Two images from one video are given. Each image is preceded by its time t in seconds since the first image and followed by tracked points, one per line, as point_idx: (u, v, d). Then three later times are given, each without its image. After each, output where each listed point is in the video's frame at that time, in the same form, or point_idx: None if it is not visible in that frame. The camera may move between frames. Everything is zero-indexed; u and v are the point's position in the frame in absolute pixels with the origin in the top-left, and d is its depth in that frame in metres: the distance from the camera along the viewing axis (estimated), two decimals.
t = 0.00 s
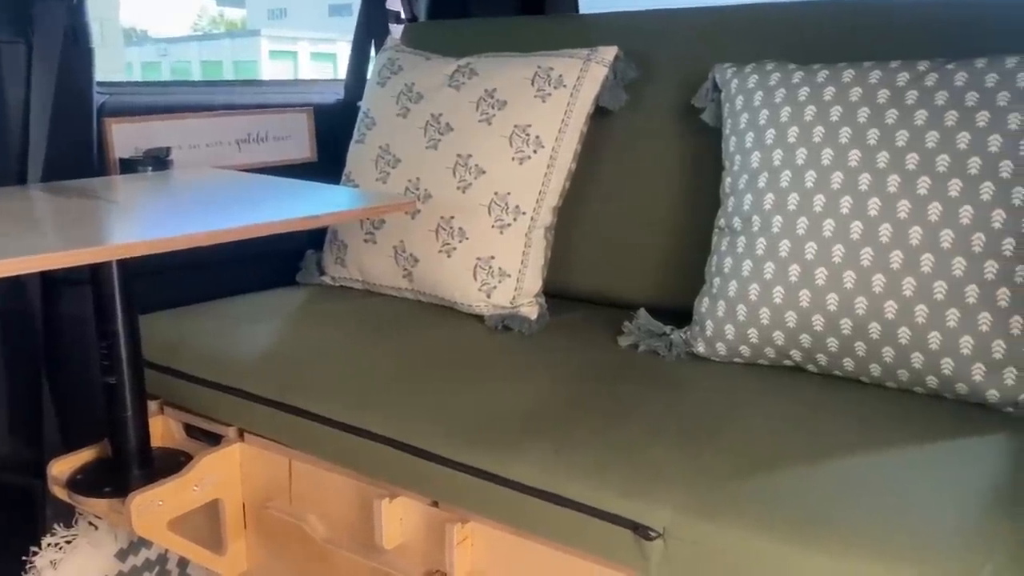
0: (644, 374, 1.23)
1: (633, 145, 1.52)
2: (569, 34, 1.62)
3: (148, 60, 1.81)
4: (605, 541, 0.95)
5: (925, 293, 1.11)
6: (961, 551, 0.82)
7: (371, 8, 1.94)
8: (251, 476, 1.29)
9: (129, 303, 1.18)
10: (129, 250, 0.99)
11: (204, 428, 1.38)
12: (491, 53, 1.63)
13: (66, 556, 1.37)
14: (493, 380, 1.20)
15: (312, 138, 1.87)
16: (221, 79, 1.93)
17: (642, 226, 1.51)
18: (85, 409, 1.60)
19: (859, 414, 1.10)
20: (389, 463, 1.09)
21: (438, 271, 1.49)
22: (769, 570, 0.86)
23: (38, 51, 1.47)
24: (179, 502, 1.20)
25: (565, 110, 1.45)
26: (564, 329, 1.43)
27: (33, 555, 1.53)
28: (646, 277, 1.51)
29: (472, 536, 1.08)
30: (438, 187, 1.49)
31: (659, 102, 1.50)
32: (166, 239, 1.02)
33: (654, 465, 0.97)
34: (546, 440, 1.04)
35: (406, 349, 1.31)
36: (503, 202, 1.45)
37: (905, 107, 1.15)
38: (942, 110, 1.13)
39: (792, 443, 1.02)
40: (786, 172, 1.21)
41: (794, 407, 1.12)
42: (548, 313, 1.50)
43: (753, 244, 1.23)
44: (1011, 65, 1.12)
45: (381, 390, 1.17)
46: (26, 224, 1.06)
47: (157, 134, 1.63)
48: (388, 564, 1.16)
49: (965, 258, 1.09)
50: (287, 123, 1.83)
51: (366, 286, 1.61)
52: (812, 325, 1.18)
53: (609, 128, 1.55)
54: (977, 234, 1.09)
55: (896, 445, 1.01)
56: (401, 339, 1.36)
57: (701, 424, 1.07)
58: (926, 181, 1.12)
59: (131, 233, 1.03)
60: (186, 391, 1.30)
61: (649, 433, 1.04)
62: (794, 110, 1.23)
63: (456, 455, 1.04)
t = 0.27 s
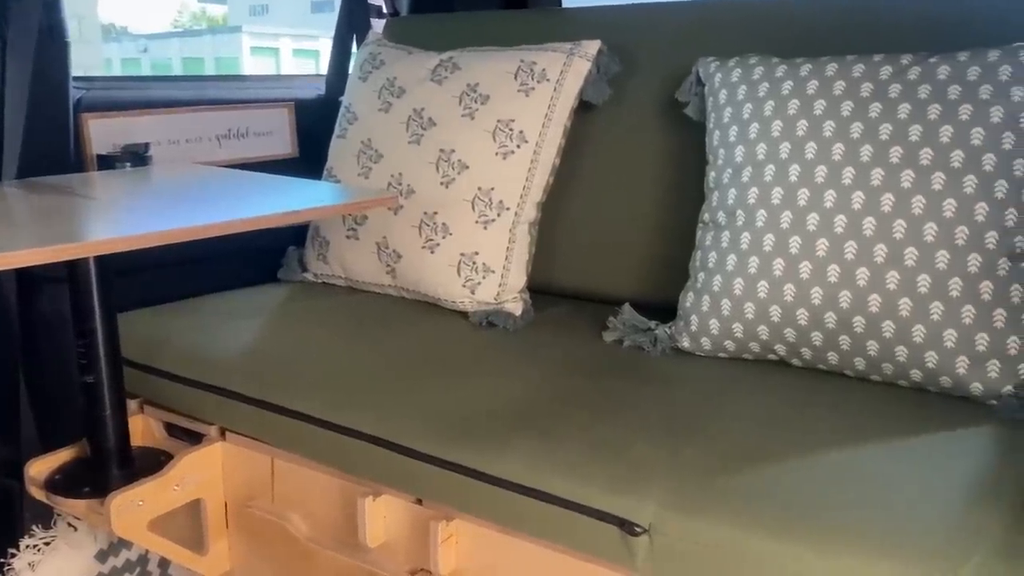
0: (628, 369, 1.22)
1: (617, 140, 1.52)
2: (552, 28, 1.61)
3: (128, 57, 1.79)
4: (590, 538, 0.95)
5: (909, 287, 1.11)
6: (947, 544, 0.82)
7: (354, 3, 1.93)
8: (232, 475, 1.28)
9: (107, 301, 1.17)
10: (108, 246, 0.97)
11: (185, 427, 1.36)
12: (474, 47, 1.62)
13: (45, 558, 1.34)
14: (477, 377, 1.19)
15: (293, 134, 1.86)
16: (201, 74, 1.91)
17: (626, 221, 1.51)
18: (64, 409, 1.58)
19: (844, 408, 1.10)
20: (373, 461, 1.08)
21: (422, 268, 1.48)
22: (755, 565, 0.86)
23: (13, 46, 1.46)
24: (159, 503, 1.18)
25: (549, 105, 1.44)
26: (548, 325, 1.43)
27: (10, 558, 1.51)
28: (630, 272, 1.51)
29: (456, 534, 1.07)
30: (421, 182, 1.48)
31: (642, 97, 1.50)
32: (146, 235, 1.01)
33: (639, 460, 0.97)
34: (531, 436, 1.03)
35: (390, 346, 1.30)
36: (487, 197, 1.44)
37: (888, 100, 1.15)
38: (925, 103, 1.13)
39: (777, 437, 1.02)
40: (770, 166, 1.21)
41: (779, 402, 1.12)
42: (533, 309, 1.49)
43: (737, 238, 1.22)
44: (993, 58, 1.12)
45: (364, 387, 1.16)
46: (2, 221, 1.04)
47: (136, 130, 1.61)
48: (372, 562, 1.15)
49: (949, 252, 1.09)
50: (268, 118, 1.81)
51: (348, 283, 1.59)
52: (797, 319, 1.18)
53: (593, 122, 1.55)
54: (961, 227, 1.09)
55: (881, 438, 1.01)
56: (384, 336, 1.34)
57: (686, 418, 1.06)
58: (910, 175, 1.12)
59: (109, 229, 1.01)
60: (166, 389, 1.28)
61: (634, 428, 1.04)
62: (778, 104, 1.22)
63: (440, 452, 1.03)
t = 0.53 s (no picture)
0: (616, 365, 1.22)
1: (602, 136, 1.52)
2: (536, 23, 1.60)
3: (110, 53, 1.77)
4: (578, 535, 0.95)
5: (895, 282, 1.11)
6: (934, 537, 0.82)
7: None
8: (217, 475, 1.27)
9: (89, 300, 1.15)
10: (90, 244, 0.96)
11: (169, 427, 1.35)
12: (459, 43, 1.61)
13: (29, 560, 1.32)
14: (464, 374, 1.19)
15: (277, 130, 1.85)
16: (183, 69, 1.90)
17: (612, 217, 1.51)
18: (45, 410, 1.56)
19: (830, 402, 1.10)
20: (359, 459, 1.08)
21: (407, 265, 1.47)
22: (744, 560, 0.86)
23: None
24: (143, 503, 1.17)
25: (534, 101, 1.44)
26: (534, 321, 1.42)
27: None
28: (616, 268, 1.51)
29: (444, 532, 1.07)
30: (406, 179, 1.47)
31: (628, 93, 1.49)
32: (128, 233, 1.00)
33: (628, 456, 0.97)
34: (518, 433, 1.02)
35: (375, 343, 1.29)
36: (472, 193, 1.44)
37: (873, 95, 1.15)
38: (910, 98, 1.13)
39: (765, 433, 1.02)
40: (755, 162, 1.21)
41: (766, 397, 1.12)
42: (519, 306, 1.49)
43: (723, 234, 1.22)
44: (977, 53, 1.12)
45: (350, 385, 1.15)
46: None
47: (117, 127, 1.60)
48: (359, 561, 1.14)
49: (934, 246, 1.09)
50: (250, 115, 1.80)
51: (333, 280, 1.58)
52: (782, 314, 1.18)
53: (579, 118, 1.54)
54: (946, 222, 1.09)
55: (868, 432, 1.01)
56: (370, 333, 1.34)
57: (673, 414, 1.06)
58: (895, 170, 1.12)
59: (91, 227, 1.00)
60: (150, 389, 1.27)
61: (622, 424, 1.03)
62: (763, 99, 1.22)
63: (427, 450, 1.03)
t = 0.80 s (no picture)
0: (603, 363, 1.22)
1: (589, 133, 1.51)
2: (522, 21, 1.60)
3: (93, 51, 1.77)
4: (567, 534, 0.94)
5: (880, 278, 1.11)
6: (920, 532, 0.82)
7: None
8: (203, 476, 1.26)
9: (72, 300, 1.15)
10: (73, 244, 0.95)
11: (154, 427, 1.34)
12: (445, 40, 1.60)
13: (13, 563, 1.31)
14: (451, 373, 1.19)
15: (262, 129, 1.84)
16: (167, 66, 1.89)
17: (599, 215, 1.51)
18: (29, 411, 1.55)
19: (817, 399, 1.10)
20: (346, 460, 1.07)
21: (394, 263, 1.46)
22: (733, 558, 0.86)
23: None
24: (129, 505, 1.16)
25: (521, 98, 1.43)
26: (521, 320, 1.42)
27: None
28: (604, 266, 1.50)
29: (431, 531, 1.07)
30: (392, 177, 1.47)
31: (614, 90, 1.49)
32: (112, 232, 0.99)
33: (616, 454, 0.96)
34: (506, 432, 1.02)
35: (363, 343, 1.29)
36: (459, 191, 1.43)
37: (858, 93, 1.16)
38: (895, 95, 1.13)
39: (752, 429, 1.02)
40: (742, 159, 1.21)
41: (753, 394, 1.12)
42: (506, 304, 1.48)
43: (710, 231, 1.22)
44: (961, 51, 1.13)
45: (337, 385, 1.15)
46: None
47: (99, 125, 1.58)
48: (346, 561, 1.14)
49: (919, 243, 1.10)
50: (235, 113, 1.78)
51: (319, 279, 1.58)
52: (769, 311, 1.18)
53: (565, 116, 1.54)
54: (930, 218, 1.09)
55: (854, 429, 1.02)
56: (357, 333, 1.33)
57: (660, 411, 1.06)
58: (880, 167, 1.12)
59: (74, 227, 0.99)
60: (134, 389, 1.26)
61: (610, 422, 1.03)
62: (749, 97, 1.22)
63: (415, 449, 1.02)
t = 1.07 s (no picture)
0: (593, 361, 1.22)
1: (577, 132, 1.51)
2: (510, 19, 1.60)
3: (78, 50, 1.76)
4: (558, 532, 0.94)
5: (868, 275, 1.12)
6: (908, 529, 0.82)
7: None
8: (192, 476, 1.26)
9: (59, 300, 1.14)
10: (60, 245, 0.94)
11: (142, 428, 1.33)
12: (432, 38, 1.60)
13: None
14: (441, 372, 1.18)
15: (249, 127, 1.83)
16: (153, 64, 1.88)
17: (588, 213, 1.51)
18: (15, 413, 1.54)
19: (805, 396, 1.11)
20: (336, 459, 1.07)
21: (383, 263, 1.46)
22: (724, 555, 0.86)
23: None
24: (117, 506, 1.16)
25: (509, 97, 1.43)
26: (511, 318, 1.42)
27: None
28: (593, 264, 1.51)
29: (422, 530, 1.06)
30: (380, 176, 1.46)
31: (603, 88, 1.49)
32: (99, 232, 0.98)
33: (606, 452, 0.97)
34: (496, 430, 1.02)
35: (352, 342, 1.29)
36: (447, 190, 1.43)
37: (845, 90, 1.16)
38: (882, 93, 1.14)
39: (741, 426, 1.02)
40: (730, 157, 1.21)
41: (742, 391, 1.12)
42: (495, 302, 1.48)
43: (698, 229, 1.22)
44: (947, 48, 1.13)
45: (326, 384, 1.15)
46: None
47: (85, 124, 1.57)
48: (336, 562, 1.13)
49: (906, 240, 1.10)
50: (222, 112, 1.78)
51: (308, 278, 1.57)
52: (757, 309, 1.18)
53: (554, 114, 1.54)
54: (918, 215, 1.10)
55: (843, 425, 1.02)
56: (346, 332, 1.33)
57: (650, 409, 1.06)
58: (867, 164, 1.13)
59: (60, 227, 0.99)
60: (121, 390, 1.25)
61: (600, 420, 1.03)
62: (737, 94, 1.23)
63: (405, 448, 1.02)
